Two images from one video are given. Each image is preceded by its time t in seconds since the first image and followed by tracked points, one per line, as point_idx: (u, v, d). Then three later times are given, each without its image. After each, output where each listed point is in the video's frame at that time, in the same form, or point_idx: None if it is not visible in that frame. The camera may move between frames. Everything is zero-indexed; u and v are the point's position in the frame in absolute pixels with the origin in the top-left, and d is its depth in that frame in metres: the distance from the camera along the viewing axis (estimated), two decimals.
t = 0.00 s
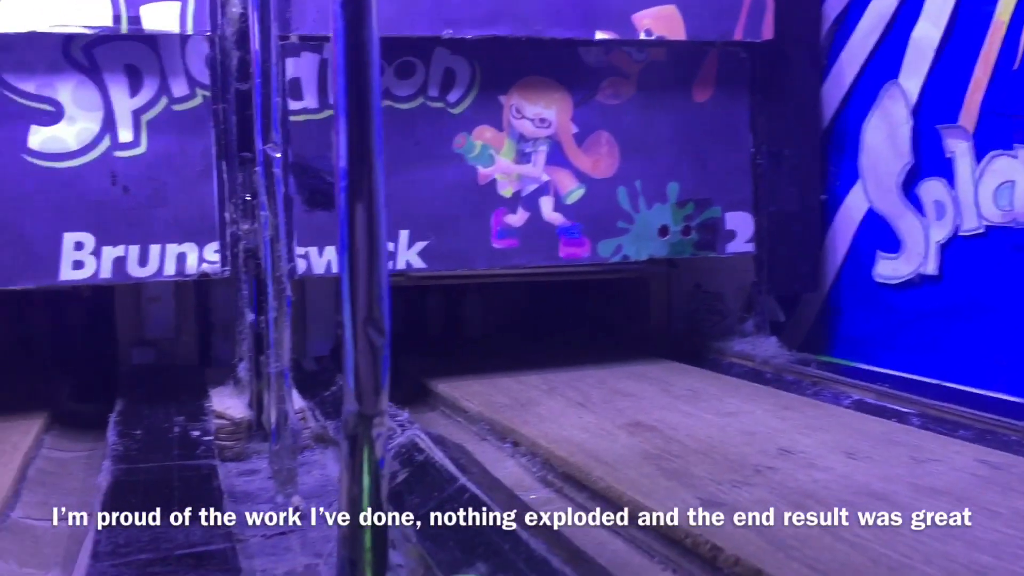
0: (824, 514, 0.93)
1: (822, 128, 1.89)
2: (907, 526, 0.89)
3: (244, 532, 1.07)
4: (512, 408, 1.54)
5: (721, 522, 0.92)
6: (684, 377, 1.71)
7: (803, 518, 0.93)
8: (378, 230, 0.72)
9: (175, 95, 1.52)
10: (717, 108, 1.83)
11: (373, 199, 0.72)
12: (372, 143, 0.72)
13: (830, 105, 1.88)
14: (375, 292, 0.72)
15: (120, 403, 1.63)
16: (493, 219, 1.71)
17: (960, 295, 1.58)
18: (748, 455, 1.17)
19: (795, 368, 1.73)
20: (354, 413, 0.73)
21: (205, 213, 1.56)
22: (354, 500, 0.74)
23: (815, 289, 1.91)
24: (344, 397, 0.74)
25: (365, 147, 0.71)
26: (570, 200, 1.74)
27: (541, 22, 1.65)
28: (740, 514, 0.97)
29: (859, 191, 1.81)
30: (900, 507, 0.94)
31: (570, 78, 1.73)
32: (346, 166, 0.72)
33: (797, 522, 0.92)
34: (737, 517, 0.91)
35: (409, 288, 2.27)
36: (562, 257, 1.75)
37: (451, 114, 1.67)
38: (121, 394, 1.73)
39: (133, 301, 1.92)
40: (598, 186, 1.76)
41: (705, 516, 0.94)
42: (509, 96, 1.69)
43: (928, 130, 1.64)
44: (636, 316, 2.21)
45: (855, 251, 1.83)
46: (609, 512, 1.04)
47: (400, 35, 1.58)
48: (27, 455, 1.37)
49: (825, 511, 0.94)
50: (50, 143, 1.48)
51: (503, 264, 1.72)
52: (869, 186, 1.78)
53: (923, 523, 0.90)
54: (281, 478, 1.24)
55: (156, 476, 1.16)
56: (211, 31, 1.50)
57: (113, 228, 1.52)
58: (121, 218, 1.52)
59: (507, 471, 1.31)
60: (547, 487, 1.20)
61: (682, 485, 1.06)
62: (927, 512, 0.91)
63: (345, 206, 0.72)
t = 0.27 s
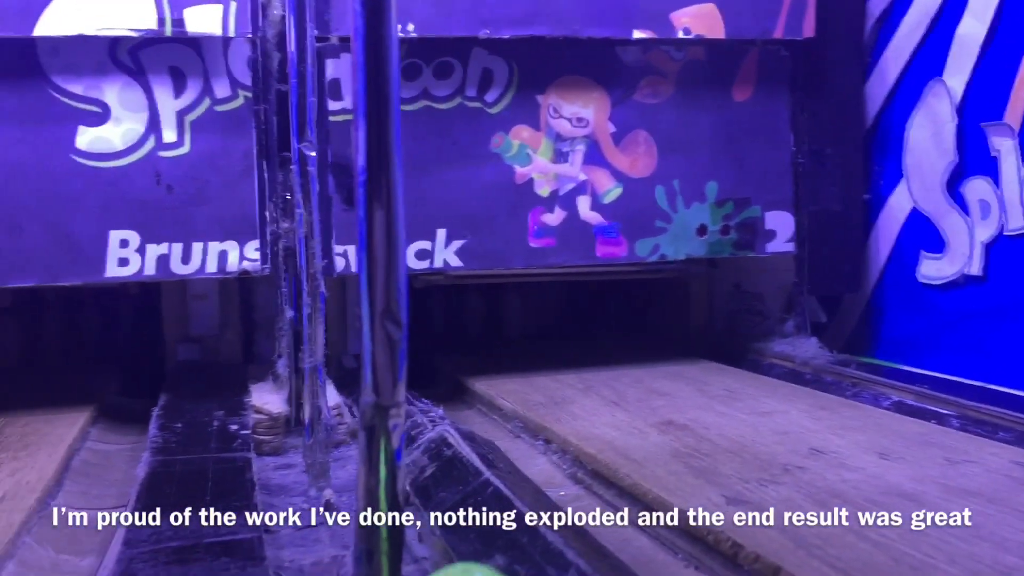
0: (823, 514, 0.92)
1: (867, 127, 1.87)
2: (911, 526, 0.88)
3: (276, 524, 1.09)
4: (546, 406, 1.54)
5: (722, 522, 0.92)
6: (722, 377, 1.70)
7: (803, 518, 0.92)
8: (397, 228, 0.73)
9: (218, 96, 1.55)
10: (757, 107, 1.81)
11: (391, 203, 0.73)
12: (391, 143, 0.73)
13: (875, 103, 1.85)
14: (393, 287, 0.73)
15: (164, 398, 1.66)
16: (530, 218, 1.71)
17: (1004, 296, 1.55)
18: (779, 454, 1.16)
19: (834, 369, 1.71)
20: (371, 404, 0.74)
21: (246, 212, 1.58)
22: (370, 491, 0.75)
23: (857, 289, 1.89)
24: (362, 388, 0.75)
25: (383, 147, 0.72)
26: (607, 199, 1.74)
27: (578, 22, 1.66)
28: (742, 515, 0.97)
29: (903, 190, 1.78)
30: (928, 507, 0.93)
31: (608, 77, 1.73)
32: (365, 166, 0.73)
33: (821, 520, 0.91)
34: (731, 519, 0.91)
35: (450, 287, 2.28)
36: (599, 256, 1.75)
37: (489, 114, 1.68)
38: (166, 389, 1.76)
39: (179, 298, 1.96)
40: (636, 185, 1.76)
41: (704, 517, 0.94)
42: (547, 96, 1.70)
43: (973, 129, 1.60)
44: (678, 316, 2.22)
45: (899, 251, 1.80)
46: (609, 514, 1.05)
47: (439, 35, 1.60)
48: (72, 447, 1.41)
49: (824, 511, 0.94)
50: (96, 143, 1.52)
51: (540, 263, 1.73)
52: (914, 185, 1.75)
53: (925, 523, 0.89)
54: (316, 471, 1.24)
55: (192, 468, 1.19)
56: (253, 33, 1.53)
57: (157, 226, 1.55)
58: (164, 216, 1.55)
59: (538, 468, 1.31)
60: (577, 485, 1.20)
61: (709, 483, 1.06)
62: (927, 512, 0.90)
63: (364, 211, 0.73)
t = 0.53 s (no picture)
0: (823, 514, 0.89)
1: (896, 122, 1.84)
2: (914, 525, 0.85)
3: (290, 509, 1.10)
4: (566, 398, 1.54)
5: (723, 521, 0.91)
6: (745, 372, 1.69)
7: (802, 518, 0.89)
8: (398, 218, 0.74)
9: (244, 88, 1.57)
10: (784, 100, 1.80)
11: (392, 201, 0.73)
12: (392, 132, 0.73)
13: (904, 98, 1.83)
14: (393, 274, 0.73)
15: (190, 386, 1.69)
16: (553, 211, 1.71)
17: None
18: (794, 447, 1.15)
19: (860, 366, 1.69)
20: (371, 385, 0.74)
21: (270, 202, 1.60)
22: (370, 473, 0.75)
23: (886, 286, 1.87)
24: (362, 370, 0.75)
25: (383, 136, 0.73)
26: (631, 192, 1.74)
27: (601, 15, 1.66)
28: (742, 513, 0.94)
29: (932, 185, 1.76)
30: (939, 498, 0.92)
31: (632, 70, 1.72)
32: (366, 155, 0.73)
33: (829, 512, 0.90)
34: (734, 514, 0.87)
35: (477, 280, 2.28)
36: (622, 250, 1.74)
37: (512, 106, 1.68)
38: (192, 377, 1.79)
39: (208, 290, 1.98)
40: (661, 179, 1.75)
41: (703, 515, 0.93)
42: (570, 89, 1.70)
43: (1002, 122, 1.57)
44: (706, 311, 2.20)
45: (928, 246, 1.78)
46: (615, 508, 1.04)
47: (461, 28, 1.61)
48: (98, 432, 1.44)
49: (825, 511, 0.90)
50: (125, 134, 1.54)
51: (563, 256, 1.73)
52: (943, 180, 1.73)
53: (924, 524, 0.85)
54: (332, 457, 1.24)
55: (209, 453, 1.20)
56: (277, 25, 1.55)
57: (182, 216, 1.57)
58: (190, 206, 1.57)
59: (554, 459, 1.31)
60: (590, 475, 1.20)
61: (719, 474, 1.05)
62: (927, 512, 0.87)
63: (366, 205, 0.73)
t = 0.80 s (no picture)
0: (823, 514, 0.89)
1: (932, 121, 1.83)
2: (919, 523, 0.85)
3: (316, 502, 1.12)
4: (593, 398, 1.54)
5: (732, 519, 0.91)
6: (775, 374, 1.68)
7: (803, 519, 0.89)
8: (414, 218, 0.74)
9: (277, 89, 1.60)
10: (817, 100, 1.78)
11: (408, 207, 0.74)
12: (408, 132, 0.74)
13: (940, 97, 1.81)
14: (410, 274, 0.74)
15: (225, 383, 1.72)
16: (582, 211, 1.72)
17: None
18: (818, 449, 1.14)
19: (892, 368, 1.67)
20: (386, 380, 0.75)
21: (302, 202, 1.62)
22: (386, 467, 0.76)
23: (922, 287, 1.85)
24: (379, 365, 0.76)
25: (400, 135, 0.73)
26: (661, 193, 1.74)
27: (631, 14, 1.66)
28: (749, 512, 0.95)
29: (968, 186, 1.73)
30: (961, 501, 0.91)
31: (663, 71, 1.72)
32: (384, 153, 0.74)
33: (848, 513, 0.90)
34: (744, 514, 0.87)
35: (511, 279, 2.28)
36: (651, 251, 1.74)
37: (542, 107, 1.69)
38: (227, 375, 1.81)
39: (243, 289, 2.01)
40: (691, 179, 1.75)
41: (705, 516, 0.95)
42: (601, 90, 1.70)
43: None
44: (740, 313, 2.17)
45: (965, 248, 1.75)
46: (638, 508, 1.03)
47: (491, 28, 1.62)
48: (133, 427, 1.46)
49: (825, 511, 0.90)
50: (161, 135, 1.57)
51: (593, 256, 1.73)
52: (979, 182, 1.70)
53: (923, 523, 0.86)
54: (360, 455, 1.25)
55: (239, 448, 1.22)
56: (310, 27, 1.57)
57: (217, 215, 1.60)
58: (224, 206, 1.60)
59: (579, 458, 1.32)
60: (614, 475, 1.20)
61: (740, 474, 1.05)
62: (927, 512, 0.87)
63: (384, 206, 0.74)
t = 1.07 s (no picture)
0: (823, 514, 0.94)
1: (964, 131, 1.81)
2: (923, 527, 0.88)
3: (341, 507, 1.14)
4: (618, 406, 1.55)
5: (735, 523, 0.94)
6: (802, 383, 1.68)
7: (803, 518, 0.94)
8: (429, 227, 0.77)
9: (309, 100, 1.63)
10: (846, 110, 1.78)
11: (424, 209, 0.76)
12: (424, 142, 0.76)
13: (971, 108, 1.80)
14: (425, 281, 0.76)
15: (257, 388, 1.75)
16: (609, 220, 1.73)
17: None
18: (838, 460, 1.15)
19: (920, 378, 1.66)
20: (401, 390, 0.77)
21: (333, 211, 1.65)
22: (401, 474, 0.79)
23: (953, 297, 1.84)
24: (394, 375, 0.78)
25: (416, 146, 0.76)
26: (688, 203, 1.74)
27: (658, 25, 1.67)
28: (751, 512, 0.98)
29: (1000, 196, 1.72)
30: (976, 515, 0.92)
31: (691, 81, 1.73)
32: (400, 166, 0.76)
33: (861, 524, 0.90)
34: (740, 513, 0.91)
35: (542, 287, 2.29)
36: (678, 259, 1.75)
37: (570, 117, 1.70)
38: (261, 380, 1.85)
39: (276, 296, 2.05)
40: (719, 189, 1.75)
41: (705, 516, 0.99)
42: (628, 100, 1.71)
43: None
44: (770, 321, 2.17)
45: (996, 258, 1.74)
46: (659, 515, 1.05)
47: (518, 39, 1.64)
48: (168, 431, 1.50)
49: (825, 511, 0.95)
50: (196, 145, 1.61)
51: (620, 265, 1.74)
52: (1011, 191, 1.69)
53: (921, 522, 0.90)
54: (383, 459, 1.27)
55: (267, 453, 1.25)
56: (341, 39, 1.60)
57: (250, 224, 1.63)
58: (257, 214, 1.63)
59: (602, 467, 1.33)
60: (636, 483, 1.22)
61: (758, 485, 1.06)
62: (927, 512, 0.92)
63: (399, 214, 0.76)
